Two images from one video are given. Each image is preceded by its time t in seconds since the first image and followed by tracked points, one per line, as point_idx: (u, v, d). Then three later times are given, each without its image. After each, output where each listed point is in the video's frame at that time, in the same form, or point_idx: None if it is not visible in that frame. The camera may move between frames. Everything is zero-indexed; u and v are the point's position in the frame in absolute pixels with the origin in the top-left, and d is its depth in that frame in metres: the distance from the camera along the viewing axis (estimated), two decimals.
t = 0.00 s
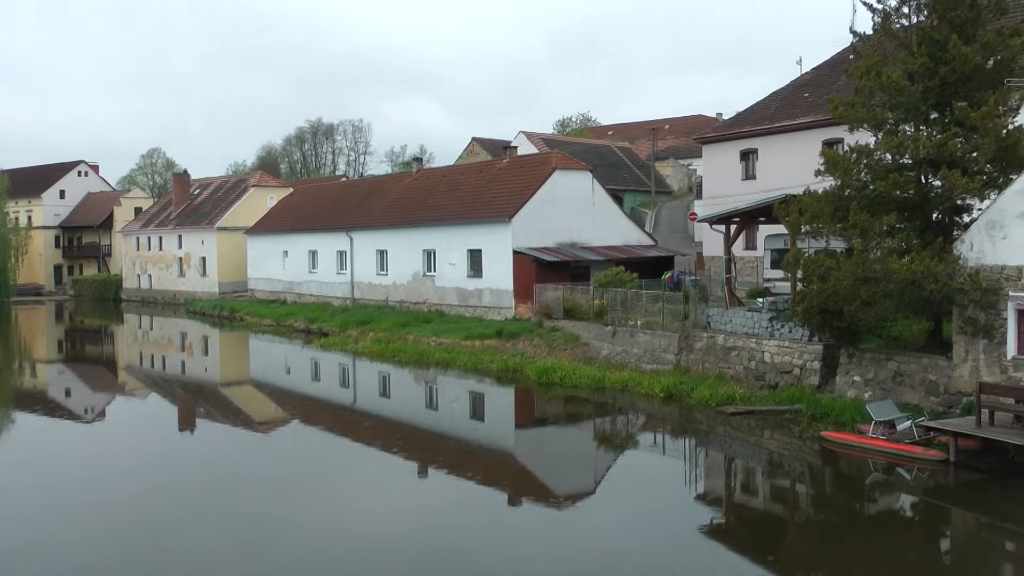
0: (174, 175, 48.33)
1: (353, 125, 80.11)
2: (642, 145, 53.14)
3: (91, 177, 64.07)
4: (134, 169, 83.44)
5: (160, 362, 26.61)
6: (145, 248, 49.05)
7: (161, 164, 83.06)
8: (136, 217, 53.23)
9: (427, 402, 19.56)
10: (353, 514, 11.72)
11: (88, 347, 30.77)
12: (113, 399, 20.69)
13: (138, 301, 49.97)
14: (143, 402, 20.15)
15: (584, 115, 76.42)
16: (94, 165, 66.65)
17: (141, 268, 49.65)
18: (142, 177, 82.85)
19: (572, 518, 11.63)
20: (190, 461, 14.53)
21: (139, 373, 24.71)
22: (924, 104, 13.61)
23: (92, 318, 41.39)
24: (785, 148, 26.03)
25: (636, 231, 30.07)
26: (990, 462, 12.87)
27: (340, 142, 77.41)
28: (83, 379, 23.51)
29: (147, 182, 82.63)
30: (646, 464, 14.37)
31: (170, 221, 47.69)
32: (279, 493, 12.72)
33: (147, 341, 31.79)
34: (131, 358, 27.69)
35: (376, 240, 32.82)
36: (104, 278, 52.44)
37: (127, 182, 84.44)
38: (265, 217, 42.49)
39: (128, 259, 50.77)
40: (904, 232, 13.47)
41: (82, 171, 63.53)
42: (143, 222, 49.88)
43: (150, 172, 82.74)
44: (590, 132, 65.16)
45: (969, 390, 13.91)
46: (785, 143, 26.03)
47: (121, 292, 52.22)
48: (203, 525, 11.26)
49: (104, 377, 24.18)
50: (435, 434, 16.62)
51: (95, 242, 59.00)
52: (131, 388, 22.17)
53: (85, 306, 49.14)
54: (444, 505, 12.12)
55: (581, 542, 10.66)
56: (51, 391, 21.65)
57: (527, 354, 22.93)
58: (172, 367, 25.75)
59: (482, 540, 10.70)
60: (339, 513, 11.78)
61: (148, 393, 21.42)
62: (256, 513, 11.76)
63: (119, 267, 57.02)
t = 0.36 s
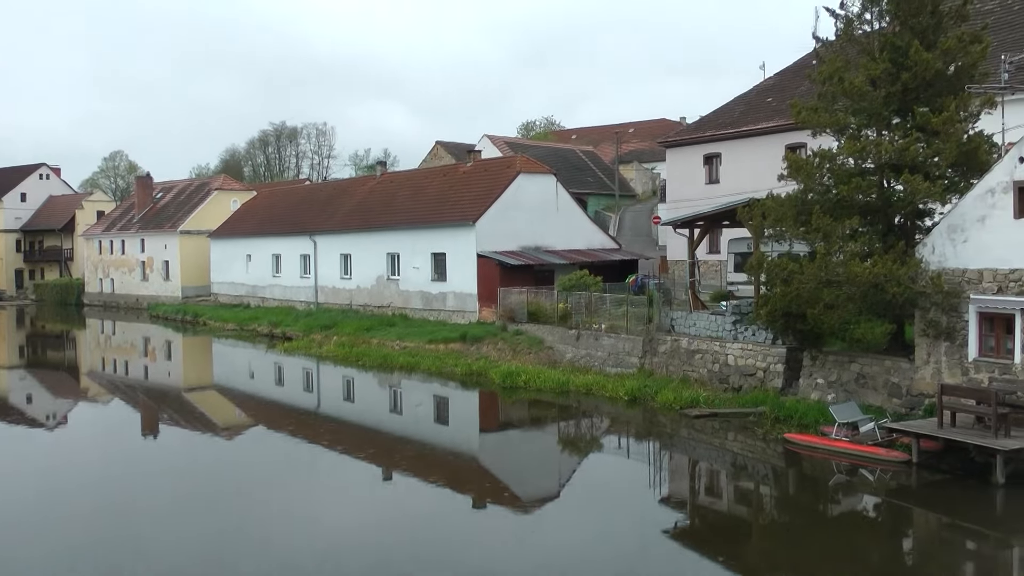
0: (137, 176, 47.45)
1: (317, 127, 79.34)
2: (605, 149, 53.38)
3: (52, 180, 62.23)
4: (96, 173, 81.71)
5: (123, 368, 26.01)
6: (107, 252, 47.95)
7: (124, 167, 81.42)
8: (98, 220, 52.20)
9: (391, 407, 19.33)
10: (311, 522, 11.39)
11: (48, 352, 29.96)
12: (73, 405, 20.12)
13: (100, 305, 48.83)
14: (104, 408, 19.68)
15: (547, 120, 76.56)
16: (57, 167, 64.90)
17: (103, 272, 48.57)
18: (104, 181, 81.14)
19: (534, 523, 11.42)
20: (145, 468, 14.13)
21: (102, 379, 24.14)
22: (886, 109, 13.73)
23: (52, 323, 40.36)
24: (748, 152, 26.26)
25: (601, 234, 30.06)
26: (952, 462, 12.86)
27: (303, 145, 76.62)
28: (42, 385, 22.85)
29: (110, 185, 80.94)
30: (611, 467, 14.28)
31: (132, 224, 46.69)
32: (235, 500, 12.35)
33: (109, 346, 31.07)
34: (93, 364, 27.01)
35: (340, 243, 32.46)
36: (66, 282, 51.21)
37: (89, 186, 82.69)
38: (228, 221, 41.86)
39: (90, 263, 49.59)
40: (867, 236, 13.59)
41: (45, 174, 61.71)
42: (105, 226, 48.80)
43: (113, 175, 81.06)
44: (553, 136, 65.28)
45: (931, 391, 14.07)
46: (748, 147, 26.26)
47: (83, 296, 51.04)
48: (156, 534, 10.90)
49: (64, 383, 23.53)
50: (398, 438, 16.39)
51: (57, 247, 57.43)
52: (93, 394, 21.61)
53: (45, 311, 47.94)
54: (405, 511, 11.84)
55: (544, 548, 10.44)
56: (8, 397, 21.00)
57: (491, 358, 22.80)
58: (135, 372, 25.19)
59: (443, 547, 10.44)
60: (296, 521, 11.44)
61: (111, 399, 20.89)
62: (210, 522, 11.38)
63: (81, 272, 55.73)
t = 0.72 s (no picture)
0: (100, 179, 46.32)
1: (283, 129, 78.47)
2: (570, 153, 53.51)
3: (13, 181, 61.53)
4: (58, 174, 79.98)
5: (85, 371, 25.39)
6: (70, 254, 46.88)
7: (87, 168, 79.72)
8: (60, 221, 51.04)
9: (355, 410, 19.08)
10: (266, 528, 11.02)
11: (7, 355, 29.14)
12: (32, 409, 19.55)
13: (63, 308, 47.67)
14: (65, 412, 19.15)
15: (513, 123, 76.55)
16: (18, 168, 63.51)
17: (66, 274, 47.48)
18: (66, 181, 79.42)
19: (493, 530, 11.10)
20: (100, 474, 13.71)
21: (64, 382, 23.54)
22: (850, 116, 13.87)
23: (13, 326, 39.32)
24: (713, 158, 26.44)
25: (565, 238, 30.02)
26: (914, 466, 12.72)
27: (268, 147, 75.72)
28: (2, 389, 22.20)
29: (73, 185, 79.27)
30: (576, 470, 14.16)
31: (95, 226, 45.65)
32: (189, 506, 11.95)
33: (71, 349, 30.34)
34: (55, 367, 26.31)
35: (305, 246, 32.07)
36: (28, 284, 49.95)
37: (51, 187, 80.95)
38: (192, 223, 41.18)
39: (53, 265, 48.45)
40: (831, 241, 13.62)
41: (5, 175, 60.97)
42: (68, 227, 47.68)
43: (75, 176, 79.36)
44: (519, 140, 65.31)
45: (894, 395, 14.07)
46: (713, 152, 26.45)
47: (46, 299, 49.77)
48: (105, 542, 10.50)
49: (23, 387, 22.87)
50: (362, 442, 16.14)
51: (18, 248, 56.03)
52: (54, 397, 21.04)
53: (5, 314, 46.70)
54: (361, 518, 11.47)
55: (502, 554, 10.13)
56: None
57: (456, 361, 22.63)
58: (97, 375, 24.60)
59: (398, 554, 10.10)
60: (251, 528, 11.08)
61: (72, 402, 20.41)
62: (162, 529, 11.00)
63: (43, 274, 54.41)
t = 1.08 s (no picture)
0: (63, 181, 45.32)
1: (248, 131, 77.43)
2: (537, 156, 53.57)
3: None
4: (17, 176, 78.17)
5: (47, 376, 24.78)
6: (32, 257, 45.83)
7: (49, 169, 77.86)
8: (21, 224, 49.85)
9: (320, 414, 18.84)
10: (226, 535, 10.77)
11: None
12: None
13: (24, 312, 46.54)
14: (26, 417, 18.66)
15: (479, 126, 76.42)
16: None
17: (28, 277, 46.39)
18: (27, 183, 77.55)
19: (457, 534, 10.93)
20: (54, 480, 13.31)
21: (25, 387, 22.95)
22: (814, 120, 13.96)
23: None
24: (677, 161, 26.61)
25: (530, 241, 29.88)
26: (878, 467, 12.78)
27: (233, 149, 74.67)
28: None
29: (33, 187, 77.47)
30: (541, 473, 14.08)
31: (57, 228, 44.66)
32: (147, 513, 11.66)
33: (33, 354, 29.62)
34: (15, 372, 25.66)
35: (269, 249, 31.65)
36: None
37: (10, 190, 79.06)
38: (155, 225, 40.46)
39: (14, 269, 47.32)
40: (794, 245, 13.71)
41: None
42: (30, 229, 46.59)
43: (37, 177, 77.45)
44: (485, 143, 65.26)
45: (857, 396, 13.91)
46: (678, 156, 26.59)
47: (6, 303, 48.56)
48: (60, 551, 10.18)
49: None
50: (327, 446, 15.92)
51: None
52: (15, 403, 20.50)
53: None
54: (322, 524, 11.23)
55: (467, 558, 9.97)
56: None
57: (421, 364, 22.46)
58: (60, 380, 24.02)
59: (361, 560, 9.89)
60: (210, 535, 10.80)
61: (34, 407, 19.90)
62: (119, 536, 10.70)
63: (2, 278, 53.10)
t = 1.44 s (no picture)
0: (25, 181, 44.26)
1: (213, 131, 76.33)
2: (503, 159, 53.57)
3: None
4: None
5: (8, 380, 24.16)
6: None
7: (10, 169, 75.77)
8: None
9: (285, 417, 18.59)
10: (190, 540, 10.58)
11: None
12: None
13: None
14: None
15: (444, 129, 76.15)
16: None
17: None
18: None
19: (423, 537, 10.84)
20: (10, 487, 12.93)
21: None
22: (778, 125, 14.08)
23: None
24: (643, 165, 26.77)
25: (496, 244, 29.72)
26: (842, 468, 12.89)
27: (198, 150, 73.49)
28: None
29: None
30: (506, 476, 14.01)
31: (18, 230, 43.59)
32: (107, 519, 11.41)
33: None
34: None
35: (234, 251, 31.20)
36: None
37: None
38: (118, 227, 39.68)
39: None
40: (758, 248, 13.78)
41: None
42: None
43: None
44: (451, 145, 65.10)
45: (822, 398, 14.01)
46: (643, 160, 26.73)
47: None
48: (20, 558, 9.93)
49: None
50: (292, 450, 15.70)
51: None
52: None
53: None
54: (286, 528, 11.06)
55: (434, 562, 9.88)
56: None
57: (386, 367, 22.28)
58: (21, 384, 23.43)
59: (326, 564, 9.76)
60: (170, 541, 10.56)
61: None
62: (79, 543, 10.46)
63: None
